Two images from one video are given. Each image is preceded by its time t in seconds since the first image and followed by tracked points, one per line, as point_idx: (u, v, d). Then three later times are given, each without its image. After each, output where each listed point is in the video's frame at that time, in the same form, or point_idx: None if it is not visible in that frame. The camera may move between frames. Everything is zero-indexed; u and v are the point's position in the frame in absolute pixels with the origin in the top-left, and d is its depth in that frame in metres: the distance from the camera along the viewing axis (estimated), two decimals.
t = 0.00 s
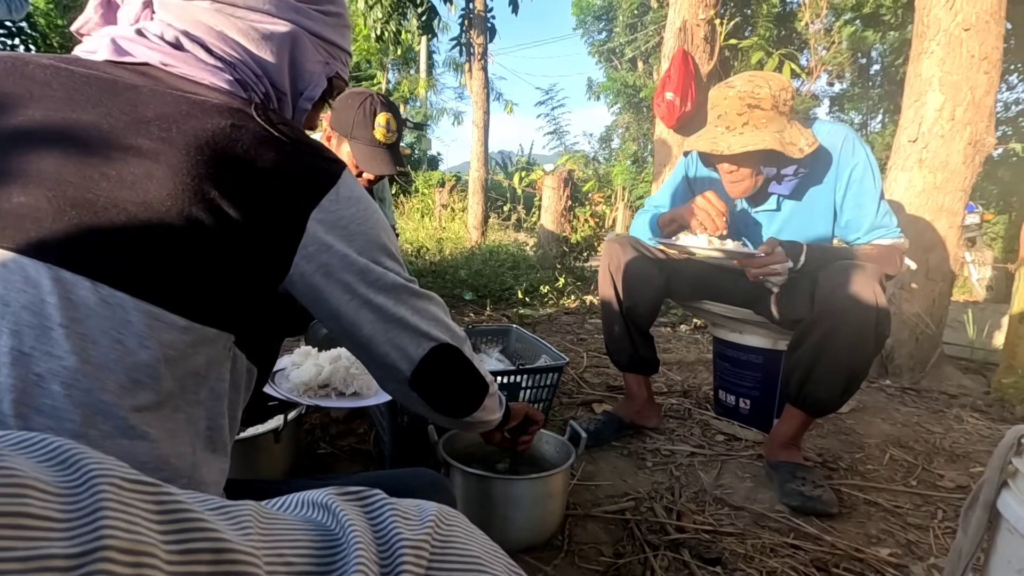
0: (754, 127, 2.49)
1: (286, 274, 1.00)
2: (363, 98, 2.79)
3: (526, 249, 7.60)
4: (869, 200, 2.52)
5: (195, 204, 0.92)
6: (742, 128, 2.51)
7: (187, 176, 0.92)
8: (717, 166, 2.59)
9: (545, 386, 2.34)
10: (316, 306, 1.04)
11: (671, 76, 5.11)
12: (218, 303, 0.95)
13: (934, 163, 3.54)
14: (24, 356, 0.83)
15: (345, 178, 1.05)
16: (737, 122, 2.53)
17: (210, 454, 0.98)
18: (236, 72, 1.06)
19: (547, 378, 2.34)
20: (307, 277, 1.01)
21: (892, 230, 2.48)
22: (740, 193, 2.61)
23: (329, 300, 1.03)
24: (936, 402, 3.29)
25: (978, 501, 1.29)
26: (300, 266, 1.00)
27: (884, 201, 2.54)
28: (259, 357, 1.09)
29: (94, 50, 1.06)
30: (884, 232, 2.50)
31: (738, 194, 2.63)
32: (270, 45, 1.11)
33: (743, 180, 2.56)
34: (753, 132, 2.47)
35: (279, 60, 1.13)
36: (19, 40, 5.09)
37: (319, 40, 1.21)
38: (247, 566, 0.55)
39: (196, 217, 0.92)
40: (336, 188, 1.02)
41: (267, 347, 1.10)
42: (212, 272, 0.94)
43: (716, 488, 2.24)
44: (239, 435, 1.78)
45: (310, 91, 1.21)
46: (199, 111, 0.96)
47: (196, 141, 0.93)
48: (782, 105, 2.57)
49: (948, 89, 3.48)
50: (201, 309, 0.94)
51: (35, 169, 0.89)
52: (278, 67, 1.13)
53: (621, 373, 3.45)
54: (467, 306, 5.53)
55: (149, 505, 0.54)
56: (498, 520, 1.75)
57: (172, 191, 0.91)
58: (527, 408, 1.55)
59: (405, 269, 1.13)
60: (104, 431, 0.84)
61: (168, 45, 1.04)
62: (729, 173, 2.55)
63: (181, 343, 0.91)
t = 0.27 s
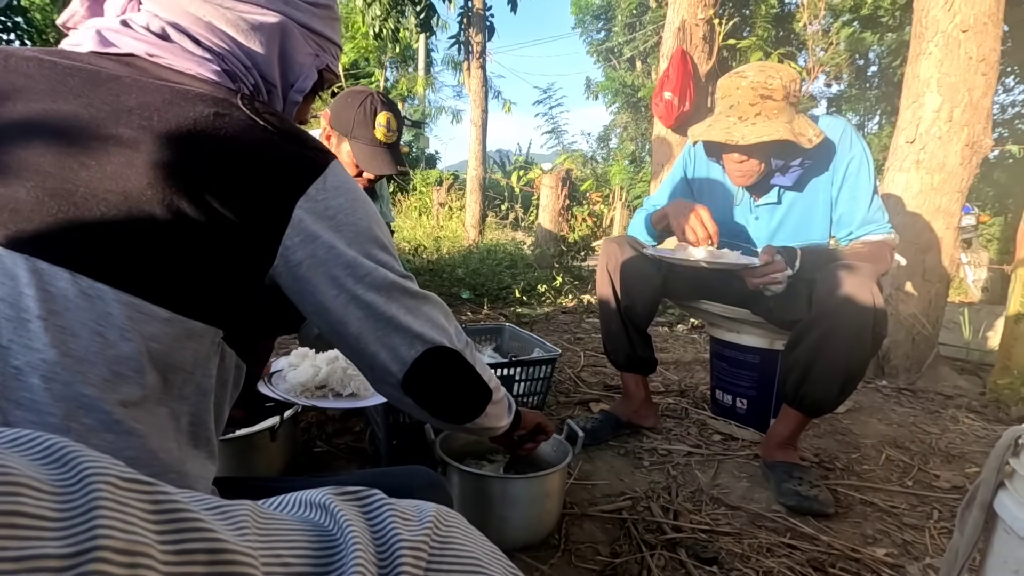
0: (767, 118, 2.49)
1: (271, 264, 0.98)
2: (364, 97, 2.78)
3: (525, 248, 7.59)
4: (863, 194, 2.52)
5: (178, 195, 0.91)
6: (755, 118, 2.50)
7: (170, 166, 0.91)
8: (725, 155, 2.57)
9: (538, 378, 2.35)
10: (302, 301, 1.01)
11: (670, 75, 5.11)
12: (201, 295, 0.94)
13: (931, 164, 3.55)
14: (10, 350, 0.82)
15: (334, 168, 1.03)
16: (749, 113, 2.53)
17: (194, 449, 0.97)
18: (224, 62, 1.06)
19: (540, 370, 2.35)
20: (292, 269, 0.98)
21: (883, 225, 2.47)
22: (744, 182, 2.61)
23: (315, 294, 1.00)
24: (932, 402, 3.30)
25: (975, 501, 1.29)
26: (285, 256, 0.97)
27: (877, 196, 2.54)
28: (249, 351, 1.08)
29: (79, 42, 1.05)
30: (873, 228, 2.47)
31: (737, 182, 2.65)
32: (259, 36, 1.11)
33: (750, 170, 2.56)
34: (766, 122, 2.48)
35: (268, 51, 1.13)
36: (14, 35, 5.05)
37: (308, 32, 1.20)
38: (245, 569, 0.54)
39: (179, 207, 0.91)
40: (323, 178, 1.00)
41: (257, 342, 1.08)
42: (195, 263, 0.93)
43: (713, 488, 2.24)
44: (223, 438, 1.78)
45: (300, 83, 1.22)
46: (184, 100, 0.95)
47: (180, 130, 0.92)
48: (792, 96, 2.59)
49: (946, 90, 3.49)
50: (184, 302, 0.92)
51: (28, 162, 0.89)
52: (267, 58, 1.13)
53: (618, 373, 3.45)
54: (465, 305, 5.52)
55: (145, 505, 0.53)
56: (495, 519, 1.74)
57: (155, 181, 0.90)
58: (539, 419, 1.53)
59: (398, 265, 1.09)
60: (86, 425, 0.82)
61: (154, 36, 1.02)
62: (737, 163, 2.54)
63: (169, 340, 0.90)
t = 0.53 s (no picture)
0: (773, 116, 2.49)
1: (255, 256, 0.94)
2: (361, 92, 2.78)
3: (521, 247, 7.59)
4: (857, 192, 2.54)
5: (159, 183, 0.89)
6: (761, 115, 2.50)
7: (150, 154, 0.89)
8: (728, 150, 2.58)
9: (538, 383, 2.35)
10: (288, 295, 0.98)
11: (667, 75, 5.12)
12: (182, 288, 0.90)
13: (927, 166, 3.57)
14: None
15: (322, 157, 1.01)
16: (756, 109, 2.52)
17: (181, 445, 0.95)
18: (216, 52, 1.05)
19: (540, 376, 2.34)
20: (277, 260, 0.95)
21: (875, 224, 2.47)
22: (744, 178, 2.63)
23: (301, 287, 0.97)
24: (925, 402, 3.31)
25: (969, 500, 1.30)
26: (270, 247, 0.95)
27: (870, 195, 2.54)
28: (238, 351, 1.03)
29: (68, 37, 1.05)
30: (867, 227, 2.47)
31: (734, 177, 2.69)
32: (251, 24, 1.10)
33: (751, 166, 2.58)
34: (772, 120, 2.48)
35: (261, 41, 1.12)
36: (8, 30, 5.01)
37: (301, 19, 1.19)
38: (243, 567, 0.54)
39: (160, 197, 0.89)
40: (311, 166, 0.98)
41: (244, 342, 1.03)
42: (176, 254, 0.90)
43: (708, 487, 2.25)
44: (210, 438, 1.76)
45: (295, 73, 1.21)
46: (173, 89, 0.95)
47: (162, 118, 0.91)
48: (796, 95, 2.59)
49: (942, 92, 3.50)
50: (164, 294, 0.88)
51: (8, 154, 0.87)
52: (260, 48, 1.12)
53: (614, 372, 3.45)
54: (461, 303, 5.51)
55: (142, 501, 0.53)
56: (490, 517, 1.74)
57: (135, 170, 0.88)
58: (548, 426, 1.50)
59: (389, 259, 1.07)
60: (62, 422, 0.79)
61: (142, 26, 1.02)
62: (739, 158, 2.55)
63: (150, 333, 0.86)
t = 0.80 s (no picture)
0: (770, 116, 2.50)
1: (249, 246, 0.92)
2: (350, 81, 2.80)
3: (518, 246, 7.60)
4: (853, 190, 2.55)
5: (146, 173, 0.87)
6: (758, 116, 2.51)
7: (136, 143, 0.87)
8: (725, 151, 2.58)
9: (536, 382, 2.35)
10: (284, 288, 0.93)
11: (664, 75, 5.13)
12: (172, 280, 0.89)
13: (922, 167, 3.59)
14: None
15: (314, 143, 0.97)
16: (753, 110, 2.53)
17: (176, 443, 0.94)
18: (214, 46, 1.04)
19: (539, 375, 2.34)
20: (270, 251, 0.91)
21: (871, 223, 2.47)
22: (741, 177, 2.63)
23: (295, 279, 0.92)
24: (920, 403, 3.33)
25: (963, 499, 1.31)
26: (262, 238, 0.91)
27: (866, 195, 2.55)
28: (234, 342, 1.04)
29: (60, 33, 1.04)
30: (862, 225, 2.48)
31: (733, 176, 2.69)
32: (249, 17, 1.10)
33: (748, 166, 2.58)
34: (768, 121, 2.49)
35: (258, 35, 1.12)
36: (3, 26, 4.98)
37: (299, 14, 1.19)
38: (246, 563, 0.54)
39: (147, 186, 0.87)
40: (302, 152, 0.95)
41: (238, 332, 1.03)
42: (165, 245, 0.89)
43: (704, 486, 2.26)
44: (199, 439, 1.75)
45: (294, 67, 1.20)
46: (163, 75, 0.92)
47: (147, 105, 0.88)
48: (794, 96, 2.61)
49: (937, 94, 3.52)
50: (153, 286, 0.88)
51: None
52: (257, 41, 1.12)
53: (610, 371, 3.46)
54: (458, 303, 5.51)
55: (143, 497, 0.52)
56: (487, 516, 1.74)
57: (125, 161, 0.86)
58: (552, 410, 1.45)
59: (391, 247, 1.00)
60: (50, 418, 0.77)
61: (136, 20, 1.01)
62: (737, 157, 2.55)
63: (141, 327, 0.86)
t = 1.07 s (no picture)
0: (767, 119, 2.52)
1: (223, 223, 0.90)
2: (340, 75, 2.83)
3: (514, 244, 7.60)
4: (846, 192, 2.56)
5: (120, 157, 0.86)
6: (755, 118, 2.52)
7: (108, 128, 0.86)
8: (722, 153, 2.60)
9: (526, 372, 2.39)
10: (270, 265, 0.91)
11: (660, 75, 5.14)
12: (153, 267, 0.88)
13: (915, 168, 3.61)
14: None
15: (286, 110, 0.95)
16: (750, 112, 2.54)
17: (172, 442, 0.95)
18: (198, 38, 1.04)
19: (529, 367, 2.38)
20: (248, 226, 0.89)
21: (864, 224, 2.49)
22: (739, 178, 2.65)
23: (279, 254, 0.90)
24: (911, 402, 3.36)
25: (952, 498, 1.32)
26: (237, 213, 0.89)
27: (859, 196, 2.57)
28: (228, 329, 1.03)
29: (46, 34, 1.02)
30: (853, 226, 2.50)
31: (728, 176, 2.72)
32: (234, 9, 1.10)
33: (745, 167, 2.60)
34: (766, 123, 2.50)
35: (245, 26, 1.12)
36: None
37: (285, 6, 1.21)
38: (248, 567, 0.55)
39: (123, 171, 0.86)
40: (274, 120, 0.92)
41: (225, 319, 1.02)
42: (144, 231, 0.87)
43: (697, 485, 2.27)
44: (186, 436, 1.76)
45: (282, 58, 1.20)
46: (142, 63, 0.91)
47: (118, 90, 0.88)
48: (791, 98, 2.62)
49: (931, 96, 3.54)
50: (135, 273, 0.87)
51: None
52: (244, 34, 1.12)
53: (605, 370, 3.47)
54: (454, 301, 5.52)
55: (148, 500, 0.53)
56: (482, 514, 1.75)
57: (113, 152, 0.86)
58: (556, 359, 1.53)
59: (378, 211, 0.98)
60: (48, 417, 0.78)
61: (117, 14, 1.00)
62: (733, 159, 2.57)
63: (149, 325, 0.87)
